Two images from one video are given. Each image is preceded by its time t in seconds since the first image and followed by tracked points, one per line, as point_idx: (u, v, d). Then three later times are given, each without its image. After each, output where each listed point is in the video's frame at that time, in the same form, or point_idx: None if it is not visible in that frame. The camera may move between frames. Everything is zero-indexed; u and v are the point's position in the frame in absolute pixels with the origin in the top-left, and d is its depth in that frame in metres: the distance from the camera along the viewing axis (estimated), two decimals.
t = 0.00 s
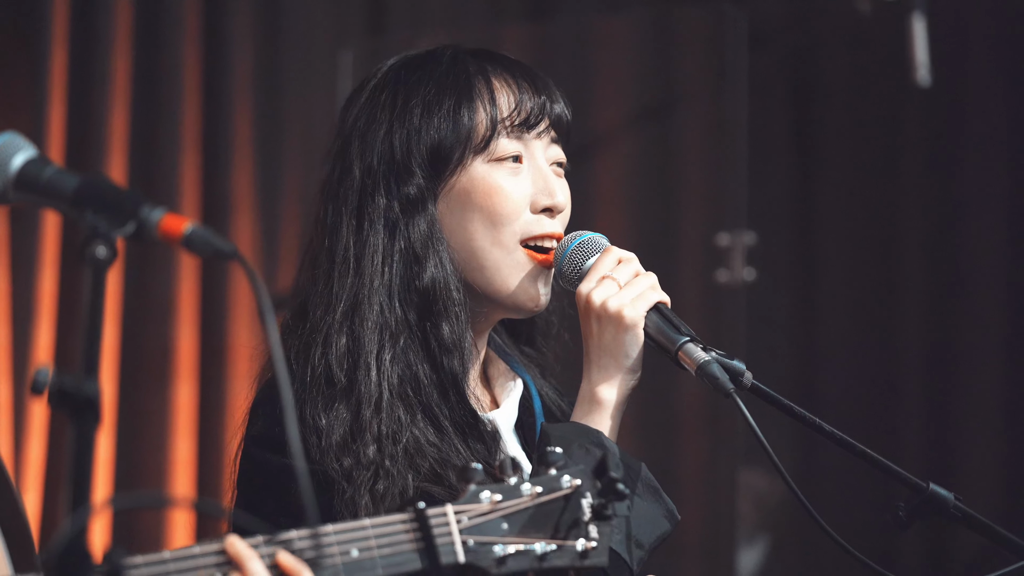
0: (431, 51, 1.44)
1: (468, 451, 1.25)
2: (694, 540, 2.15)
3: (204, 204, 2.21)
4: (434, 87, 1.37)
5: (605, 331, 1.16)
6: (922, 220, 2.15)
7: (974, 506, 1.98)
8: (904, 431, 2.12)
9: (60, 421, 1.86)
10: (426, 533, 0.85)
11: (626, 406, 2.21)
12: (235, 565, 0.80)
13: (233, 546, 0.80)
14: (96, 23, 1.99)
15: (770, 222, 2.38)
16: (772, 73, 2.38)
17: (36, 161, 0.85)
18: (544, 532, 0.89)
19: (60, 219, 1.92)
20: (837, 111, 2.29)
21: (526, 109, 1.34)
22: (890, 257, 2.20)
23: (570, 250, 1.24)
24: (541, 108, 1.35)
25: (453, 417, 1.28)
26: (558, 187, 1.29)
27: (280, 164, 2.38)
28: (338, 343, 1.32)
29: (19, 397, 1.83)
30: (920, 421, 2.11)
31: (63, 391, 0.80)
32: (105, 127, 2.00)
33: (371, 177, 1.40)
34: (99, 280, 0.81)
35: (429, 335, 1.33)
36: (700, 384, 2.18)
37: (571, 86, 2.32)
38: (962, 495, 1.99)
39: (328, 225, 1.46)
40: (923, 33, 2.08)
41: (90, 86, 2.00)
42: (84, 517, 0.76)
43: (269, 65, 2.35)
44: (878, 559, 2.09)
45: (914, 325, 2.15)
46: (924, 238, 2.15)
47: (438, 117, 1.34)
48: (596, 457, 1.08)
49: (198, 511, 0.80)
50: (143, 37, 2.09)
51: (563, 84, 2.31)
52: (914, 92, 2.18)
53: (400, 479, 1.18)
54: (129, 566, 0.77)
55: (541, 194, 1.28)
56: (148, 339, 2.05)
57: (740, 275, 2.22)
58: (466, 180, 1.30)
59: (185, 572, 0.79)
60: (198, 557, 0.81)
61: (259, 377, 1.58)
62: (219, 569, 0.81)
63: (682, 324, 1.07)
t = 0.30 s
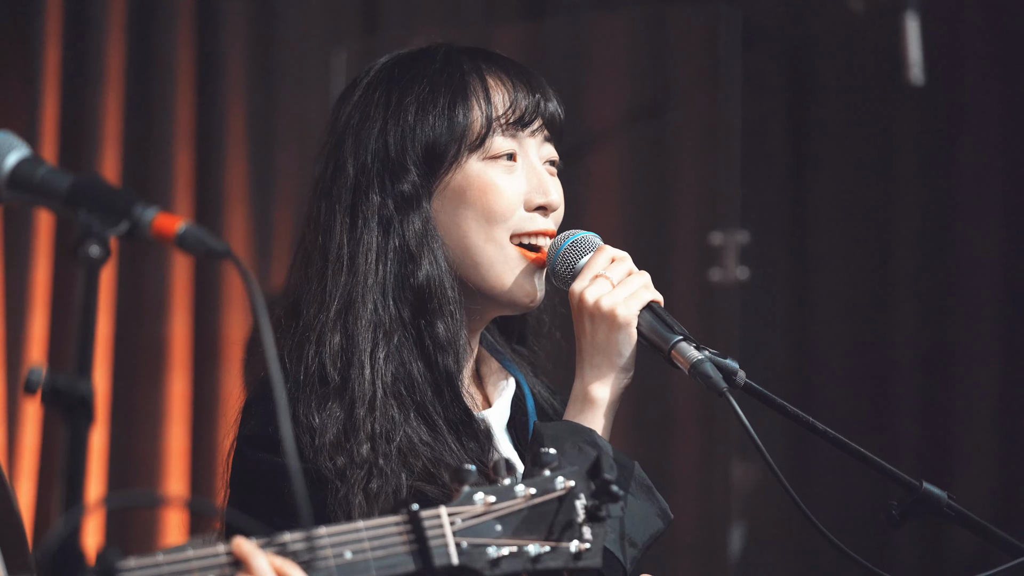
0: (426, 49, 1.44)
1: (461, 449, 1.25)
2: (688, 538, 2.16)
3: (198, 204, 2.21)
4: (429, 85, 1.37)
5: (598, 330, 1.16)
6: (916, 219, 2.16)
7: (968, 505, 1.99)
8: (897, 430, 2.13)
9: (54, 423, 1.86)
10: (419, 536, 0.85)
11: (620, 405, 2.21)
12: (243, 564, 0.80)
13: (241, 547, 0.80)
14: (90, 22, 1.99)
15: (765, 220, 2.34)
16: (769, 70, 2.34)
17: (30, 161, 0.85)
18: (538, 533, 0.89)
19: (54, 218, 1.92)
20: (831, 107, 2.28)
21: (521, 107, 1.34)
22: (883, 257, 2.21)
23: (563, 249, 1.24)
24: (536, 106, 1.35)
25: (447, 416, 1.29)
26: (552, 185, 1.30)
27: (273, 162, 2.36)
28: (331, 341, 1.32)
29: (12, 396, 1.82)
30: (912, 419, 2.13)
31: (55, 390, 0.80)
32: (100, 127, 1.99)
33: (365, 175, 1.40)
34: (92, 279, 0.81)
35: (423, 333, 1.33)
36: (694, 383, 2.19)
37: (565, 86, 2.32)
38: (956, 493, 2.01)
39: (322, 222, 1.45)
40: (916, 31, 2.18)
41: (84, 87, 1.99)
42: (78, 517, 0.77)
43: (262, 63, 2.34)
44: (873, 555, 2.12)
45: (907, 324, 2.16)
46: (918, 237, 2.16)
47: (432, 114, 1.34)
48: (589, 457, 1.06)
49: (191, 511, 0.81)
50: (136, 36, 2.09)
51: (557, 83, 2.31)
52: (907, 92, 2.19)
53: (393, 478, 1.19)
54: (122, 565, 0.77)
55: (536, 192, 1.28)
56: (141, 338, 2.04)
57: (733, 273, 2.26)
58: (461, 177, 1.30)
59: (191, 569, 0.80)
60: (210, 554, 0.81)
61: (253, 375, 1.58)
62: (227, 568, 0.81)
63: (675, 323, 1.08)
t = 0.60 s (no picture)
0: (425, 51, 1.43)
1: (456, 448, 1.26)
2: (682, 538, 2.16)
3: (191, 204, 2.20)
4: (427, 86, 1.36)
5: (591, 330, 1.16)
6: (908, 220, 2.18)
7: (962, 502, 2.00)
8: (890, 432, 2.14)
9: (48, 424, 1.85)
10: (432, 532, 0.84)
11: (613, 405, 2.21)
12: (253, 566, 0.80)
13: (251, 549, 0.80)
14: (83, 21, 1.98)
15: (757, 222, 2.38)
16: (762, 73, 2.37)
17: (24, 161, 0.85)
18: (552, 527, 0.89)
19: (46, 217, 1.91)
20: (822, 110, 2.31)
21: (519, 112, 1.34)
22: (875, 257, 2.23)
23: (556, 249, 1.24)
24: (535, 109, 1.35)
25: (442, 417, 1.29)
26: (547, 191, 1.30)
27: (266, 164, 2.38)
28: (327, 340, 1.32)
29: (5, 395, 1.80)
30: (904, 417, 2.14)
31: (49, 390, 0.80)
32: (93, 127, 1.98)
33: (361, 176, 1.40)
34: (86, 280, 0.81)
35: (416, 335, 1.33)
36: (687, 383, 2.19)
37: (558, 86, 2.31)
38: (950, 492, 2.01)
39: (319, 222, 1.45)
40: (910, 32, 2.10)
41: (77, 86, 1.98)
42: (73, 516, 0.77)
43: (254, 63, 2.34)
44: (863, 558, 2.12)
45: (899, 323, 2.18)
46: (910, 239, 2.18)
47: (428, 116, 1.34)
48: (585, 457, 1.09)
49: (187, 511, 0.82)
50: (128, 35, 2.08)
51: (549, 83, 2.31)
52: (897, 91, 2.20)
53: (388, 476, 1.19)
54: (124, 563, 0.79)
55: (531, 198, 1.28)
56: (134, 339, 2.04)
57: (727, 273, 2.23)
58: (456, 182, 1.30)
59: (201, 570, 0.80)
60: (220, 556, 0.81)
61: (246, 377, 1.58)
62: (237, 569, 0.81)
63: (669, 323, 1.08)
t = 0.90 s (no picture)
0: (418, 56, 1.44)
1: (459, 449, 1.27)
2: (678, 539, 2.16)
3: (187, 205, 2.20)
4: (417, 93, 1.37)
5: (587, 330, 1.17)
6: (903, 221, 2.20)
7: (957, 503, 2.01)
8: (885, 431, 2.15)
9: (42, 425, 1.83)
10: (437, 522, 0.85)
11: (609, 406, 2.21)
12: (253, 563, 0.81)
13: (254, 545, 0.81)
14: (78, 22, 1.98)
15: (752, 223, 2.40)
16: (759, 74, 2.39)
17: (19, 162, 0.85)
18: (562, 512, 0.89)
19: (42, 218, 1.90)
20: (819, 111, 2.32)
21: (508, 118, 1.32)
22: (869, 257, 2.24)
23: (551, 250, 1.23)
24: (523, 117, 1.33)
25: (441, 417, 1.29)
26: (539, 198, 1.27)
27: (261, 165, 2.37)
28: (324, 343, 1.34)
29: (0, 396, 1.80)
30: (900, 418, 2.15)
31: (44, 391, 0.80)
32: (88, 127, 1.98)
33: (353, 183, 1.41)
34: (82, 280, 0.82)
35: (404, 341, 1.33)
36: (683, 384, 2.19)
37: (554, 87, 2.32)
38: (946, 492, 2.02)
39: (317, 227, 1.47)
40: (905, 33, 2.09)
41: (72, 86, 1.98)
42: (68, 519, 0.77)
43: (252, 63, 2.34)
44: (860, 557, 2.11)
45: (894, 323, 2.19)
46: (907, 240, 2.19)
47: (418, 123, 1.34)
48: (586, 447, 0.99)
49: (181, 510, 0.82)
50: (124, 36, 2.08)
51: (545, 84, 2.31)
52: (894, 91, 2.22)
53: (390, 474, 1.21)
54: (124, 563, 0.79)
55: (522, 205, 1.26)
56: (129, 342, 2.03)
57: (722, 274, 2.24)
58: (443, 191, 1.29)
59: (202, 567, 0.81)
60: (221, 551, 0.82)
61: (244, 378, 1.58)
62: (237, 564, 0.82)
63: (663, 323, 1.08)
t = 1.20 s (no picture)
0: (409, 63, 1.43)
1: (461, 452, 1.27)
2: (674, 541, 2.16)
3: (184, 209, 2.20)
4: (407, 101, 1.37)
5: (584, 332, 1.16)
6: (899, 223, 2.20)
7: (954, 505, 2.02)
8: (882, 433, 2.16)
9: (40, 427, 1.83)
10: (426, 519, 0.85)
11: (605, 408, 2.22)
12: (243, 561, 0.82)
13: (243, 543, 0.82)
14: (76, 25, 1.98)
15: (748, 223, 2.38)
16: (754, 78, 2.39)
17: (17, 164, 0.84)
18: (548, 506, 0.90)
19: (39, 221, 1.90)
20: (815, 113, 2.32)
21: (495, 122, 1.32)
22: (866, 260, 2.25)
23: (549, 252, 1.23)
24: (512, 119, 1.33)
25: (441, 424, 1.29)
26: (535, 197, 1.27)
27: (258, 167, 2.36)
28: (322, 353, 1.34)
29: None
30: (897, 420, 2.16)
31: (42, 395, 0.80)
32: (86, 131, 1.97)
33: (349, 195, 1.42)
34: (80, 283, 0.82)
35: (403, 348, 1.34)
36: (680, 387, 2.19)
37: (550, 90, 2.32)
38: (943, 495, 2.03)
39: (314, 240, 1.48)
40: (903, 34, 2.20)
41: (70, 90, 1.97)
42: (65, 521, 0.77)
43: (250, 64, 2.34)
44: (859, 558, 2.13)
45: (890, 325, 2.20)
46: (905, 243, 2.19)
47: (410, 131, 1.35)
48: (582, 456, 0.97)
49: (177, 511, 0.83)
50: (120, 38, 2.08)
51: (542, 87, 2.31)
52: (891, 92, 2.22)
53: (391, 479, 1.21)
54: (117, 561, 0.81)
55: (518, 207, 1.26)
56: (125, 345, 2.03)
57: (720, 277, 2.27)
58: (438, 199, 1.29)
59: (192, 565, 0.82)
60: (211, 549, 0.83)
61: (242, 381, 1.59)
62: (227, 563, 0.83)
63: (661, 326, 1.08)
